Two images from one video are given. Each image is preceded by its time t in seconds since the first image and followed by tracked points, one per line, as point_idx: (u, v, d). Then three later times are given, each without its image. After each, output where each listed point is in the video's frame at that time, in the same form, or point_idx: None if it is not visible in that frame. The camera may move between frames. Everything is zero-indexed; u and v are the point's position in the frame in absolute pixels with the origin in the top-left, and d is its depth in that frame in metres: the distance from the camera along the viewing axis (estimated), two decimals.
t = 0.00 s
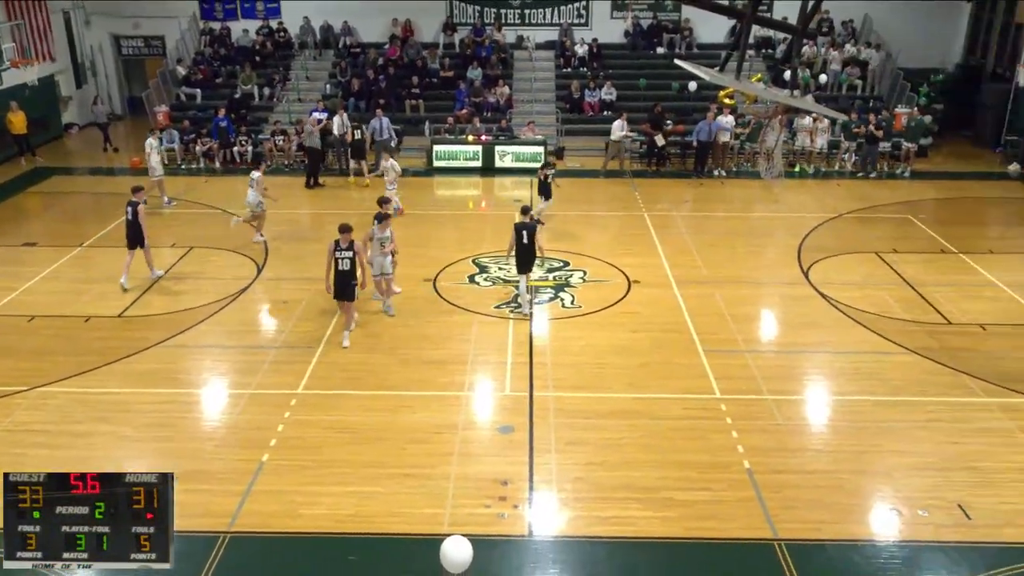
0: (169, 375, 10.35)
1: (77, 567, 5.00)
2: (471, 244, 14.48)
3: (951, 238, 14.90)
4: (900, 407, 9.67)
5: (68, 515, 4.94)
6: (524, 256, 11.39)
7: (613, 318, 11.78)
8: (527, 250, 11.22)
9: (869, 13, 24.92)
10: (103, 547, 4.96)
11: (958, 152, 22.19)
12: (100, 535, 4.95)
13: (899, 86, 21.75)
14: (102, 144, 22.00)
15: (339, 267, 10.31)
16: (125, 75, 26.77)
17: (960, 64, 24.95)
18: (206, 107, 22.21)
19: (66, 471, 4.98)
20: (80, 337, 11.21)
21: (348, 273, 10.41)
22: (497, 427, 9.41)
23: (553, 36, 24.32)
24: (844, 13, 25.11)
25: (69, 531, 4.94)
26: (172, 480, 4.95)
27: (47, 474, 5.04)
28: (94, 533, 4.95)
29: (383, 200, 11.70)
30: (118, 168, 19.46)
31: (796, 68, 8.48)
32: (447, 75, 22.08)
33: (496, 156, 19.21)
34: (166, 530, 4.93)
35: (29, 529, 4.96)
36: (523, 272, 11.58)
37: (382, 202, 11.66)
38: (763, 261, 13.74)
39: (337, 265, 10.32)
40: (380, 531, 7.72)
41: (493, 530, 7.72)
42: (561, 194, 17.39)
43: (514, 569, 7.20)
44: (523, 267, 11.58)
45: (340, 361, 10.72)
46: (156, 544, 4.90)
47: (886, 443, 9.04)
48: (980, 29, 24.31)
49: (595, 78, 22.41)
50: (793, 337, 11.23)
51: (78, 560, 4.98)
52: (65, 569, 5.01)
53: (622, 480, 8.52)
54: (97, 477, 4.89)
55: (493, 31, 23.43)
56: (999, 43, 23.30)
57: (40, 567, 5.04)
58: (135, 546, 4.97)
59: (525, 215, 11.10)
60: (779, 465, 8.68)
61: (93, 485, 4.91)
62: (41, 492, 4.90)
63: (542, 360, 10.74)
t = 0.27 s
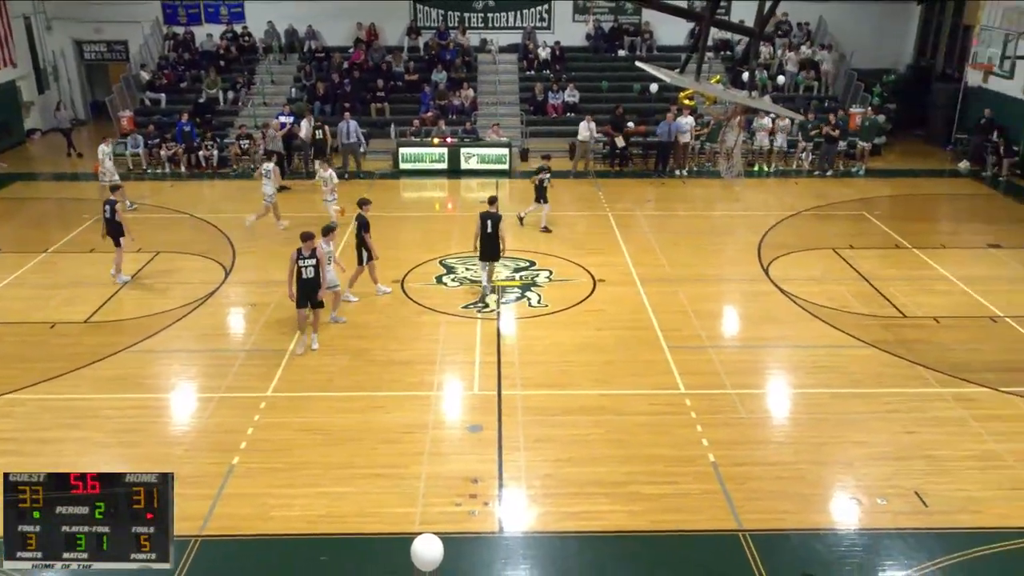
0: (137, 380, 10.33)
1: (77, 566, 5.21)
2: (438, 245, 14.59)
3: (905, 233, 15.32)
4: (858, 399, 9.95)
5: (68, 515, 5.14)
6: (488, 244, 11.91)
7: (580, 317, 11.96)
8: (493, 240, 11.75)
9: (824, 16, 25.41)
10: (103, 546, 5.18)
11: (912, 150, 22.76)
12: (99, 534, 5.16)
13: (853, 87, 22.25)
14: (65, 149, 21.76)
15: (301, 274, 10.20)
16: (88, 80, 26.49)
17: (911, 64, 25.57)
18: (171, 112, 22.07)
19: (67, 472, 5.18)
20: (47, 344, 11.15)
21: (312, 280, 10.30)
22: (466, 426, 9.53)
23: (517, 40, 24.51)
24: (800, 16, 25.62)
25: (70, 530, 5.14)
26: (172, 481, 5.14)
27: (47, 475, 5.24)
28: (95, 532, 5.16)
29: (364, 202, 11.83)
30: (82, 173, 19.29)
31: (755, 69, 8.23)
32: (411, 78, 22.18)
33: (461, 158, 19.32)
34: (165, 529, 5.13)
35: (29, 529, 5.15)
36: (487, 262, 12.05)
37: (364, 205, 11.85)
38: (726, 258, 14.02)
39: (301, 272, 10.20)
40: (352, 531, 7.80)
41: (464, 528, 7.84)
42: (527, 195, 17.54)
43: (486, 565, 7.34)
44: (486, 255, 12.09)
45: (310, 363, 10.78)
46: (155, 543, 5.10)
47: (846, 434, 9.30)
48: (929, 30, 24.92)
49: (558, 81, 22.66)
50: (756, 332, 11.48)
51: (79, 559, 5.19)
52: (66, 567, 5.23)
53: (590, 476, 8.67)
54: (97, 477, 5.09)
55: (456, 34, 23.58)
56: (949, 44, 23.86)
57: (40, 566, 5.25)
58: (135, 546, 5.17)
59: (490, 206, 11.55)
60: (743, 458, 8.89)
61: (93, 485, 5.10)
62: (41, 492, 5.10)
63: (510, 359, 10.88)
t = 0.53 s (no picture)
0: (116, 385, 10.30)
1: (77, 566, 5.24)
2: (416, 246, 14.65)
3: (877, 231, 15.57)
4: (832, 394, 10.12)
5: (69, 514, 5.18)
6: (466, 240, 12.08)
7: (559, 316, 12.06)
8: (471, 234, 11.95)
9: (795, 18, 25.71)
10: (104, 546, 5.21)
11: (883, 149, 23.11)
12: (100, 534, 5.19)
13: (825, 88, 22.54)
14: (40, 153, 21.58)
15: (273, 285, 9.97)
16: (62, 83, 26.28)
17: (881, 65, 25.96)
18: (147, 115, 21.95)
19: (66, 472, 5.22)
20: (24, 349, 11.08)
21: (285, 291, 10.09)
22: (446, 425, 9.61)
23: (493, 42, 24.61)
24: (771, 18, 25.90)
25: (70, 530, 5.18)
26: (172, 481, 5.16)
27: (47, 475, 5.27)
28: (95, 532, 5.20)
29: (355, 203, 11.76)
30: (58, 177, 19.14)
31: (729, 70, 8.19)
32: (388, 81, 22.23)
33: (439, 160, 19.38)
34: (165, 529, 5.16)
35: (29, 529, 5.19)
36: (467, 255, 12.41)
37: (359, 203, 11.89)
38: (702, 257, 14.17)
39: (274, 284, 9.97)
40: (332, 532, 7.85)
41: (444, 527, 7.92)
42: (505, 196, 17.63)
43: (468, 563, 7.41)
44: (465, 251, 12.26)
45: (290, 365, 10.81)
46: (155, 542, 5.13)
47: (820, 428, 9.46)
48: (897, 31, 25.28)
49: (534, 83, 22.80)
50: (732, 330, 11.64)
51: (79, 559, 5.22)
52: (66, 567, 5.26)
53: (569, 474, 8.77)
54: (98, 477, 5.12)
55: (433, 37, 23.63)
56: (916, 45, 24.11)
57: (40, 566, 5.29)
58: (135, 546, 5.19)
59: (467, 203, 11.83)
60: (719, 454, 9.02)
61: (93, 485, 5.14)
62: (42, 492, 5.14)
63: (489, 359, 10.96)
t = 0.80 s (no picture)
0: (104, 387, 10.27)
1: (76, 566, 5.24)
2: (404, 247, 14.67)
3: (862, 230, 15.69)
4: (818, 392, 10.20)
5: (69, 514, 5.17)
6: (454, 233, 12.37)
7: (548, 316, 12.11)
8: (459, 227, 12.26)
9: (780, 18, 25.83)
10: (103, 546, 5.20)
11: (868, 149, 23.29)
12: (100, 534, 5.19)
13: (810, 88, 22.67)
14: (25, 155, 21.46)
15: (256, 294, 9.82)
16: (47, 85, 26.13)
17: (864, 66, 26.15)
18: (133, 117, 21.86)
19: (66, 472, 5.21)
20: (11, 352, 11.04)
21: (268, 299, 9.93)
22: (435, 425, 9.64)
23: (480, 43, 24.64)
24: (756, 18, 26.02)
25: (71, 530, 5.17)
26: (172, 481, 5.17)
27: (47, 475, 5.27)
28: (95, 532, 5.19)
29: (354, 204, 11.75)
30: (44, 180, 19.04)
31: (714, 71, 8.17)
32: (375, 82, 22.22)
33: (426, 160, 19.38)
34: (166, 529, 5.17)
35: (29, 529, 5.18)
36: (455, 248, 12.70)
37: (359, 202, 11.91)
38: (689, 256, 14.24)
39: (256, 292, 9.81)
40: (322, 533, 7.86)
41: (434, 527, 7.94)
42: (493, 196, 17.66)
43: (458, 564, 7.43)
44: (452, 241, 12.62)
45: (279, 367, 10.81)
46: (155, 542, 5.14)
47: (806, 426, 9.54)
48: (880, 31, 25.46)
49: (521, 84, 22.84)
50: (720, 329, 11.71)
51: (78, 559, 5.21)
52: (66, 568, 5.25)
53: (558, 473, 8.81)
54: (98, 477, 5.12)
55: (420, 38, 23.64)
56: (899, 45, 24.32)
57: (39, 566, 5.28)
58: (135, 546, 5.20)
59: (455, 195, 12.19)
60: (707, 452, 9.08)
61: (93, 485, 5.14)
62: (43, 492, 5.13)
63: (478, 359, 10.99)
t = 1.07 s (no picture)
0: (105, 387, 10.28)
1: (76, 566, 5.25)
2: (405, 247, 14.68)
3: (863, 230, 15.70)
4: (818, 392, 10.22)
5: (70, 514, 5.19)
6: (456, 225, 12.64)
7: (549, 316, 12.12)
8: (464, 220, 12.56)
9: (781, 18, 25.81)
10: (104, 546, 5.22)
11: (868, 149, 23.30)
12: (100, 534, 5.21)
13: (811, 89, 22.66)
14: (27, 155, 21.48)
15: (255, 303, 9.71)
16: (49, 85, 26.16)
17: (865, 66, 26.15)
18: (135, 117, 21.88)
19: (66, 472, 5.23)
20: (12, 351, 11.06)
21: (266, 308, 9.80)
22: (436, 425, 9.65)
23: (481, 43, 24.65)
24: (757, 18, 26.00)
25: (71, 530, 5.19)
26: (172, 481, 5.18)
27: (47, 475, 5.28)
28: (95, 532, 5.21)
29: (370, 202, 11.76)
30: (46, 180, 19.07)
31: (715, 71, 8.14)
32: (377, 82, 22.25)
33: (428, 160, 19.41)
34: (165, 529, 5.18)
35: (29, 529, 5.20)
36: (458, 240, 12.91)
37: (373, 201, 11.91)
38: (690, 256, 14.25)
39: (255, 301, 9.69)
40: (323, 533, 7.87)
41: (435, 526, 7.95)
42: (494, 196, 17.68)
43: (459, 563, 7.44)
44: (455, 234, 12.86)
45: (280, 367, 10.82)
46: (155, 542, 5.15)
47: (807, 426, 9.55)
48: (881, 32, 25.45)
49: (522, 84, 22.86)
50: (721, 329, 11.72)
51: (78, 559, 5.23)
52: (66, 568, 5.27)
53: (558, 473, 8.82)
54: (98, 477, 5.14)
55: (421, 39, 23.66)
56: (900, 45, 24.31)
57: (39, 566, 5.30)
58: (135, 546, 5.22)
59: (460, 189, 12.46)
60: (707, 452, 9.09)
61: (93, 485, 5.16)
62: (43, 492, 5.15)
63: (479, 359, 11.00)
